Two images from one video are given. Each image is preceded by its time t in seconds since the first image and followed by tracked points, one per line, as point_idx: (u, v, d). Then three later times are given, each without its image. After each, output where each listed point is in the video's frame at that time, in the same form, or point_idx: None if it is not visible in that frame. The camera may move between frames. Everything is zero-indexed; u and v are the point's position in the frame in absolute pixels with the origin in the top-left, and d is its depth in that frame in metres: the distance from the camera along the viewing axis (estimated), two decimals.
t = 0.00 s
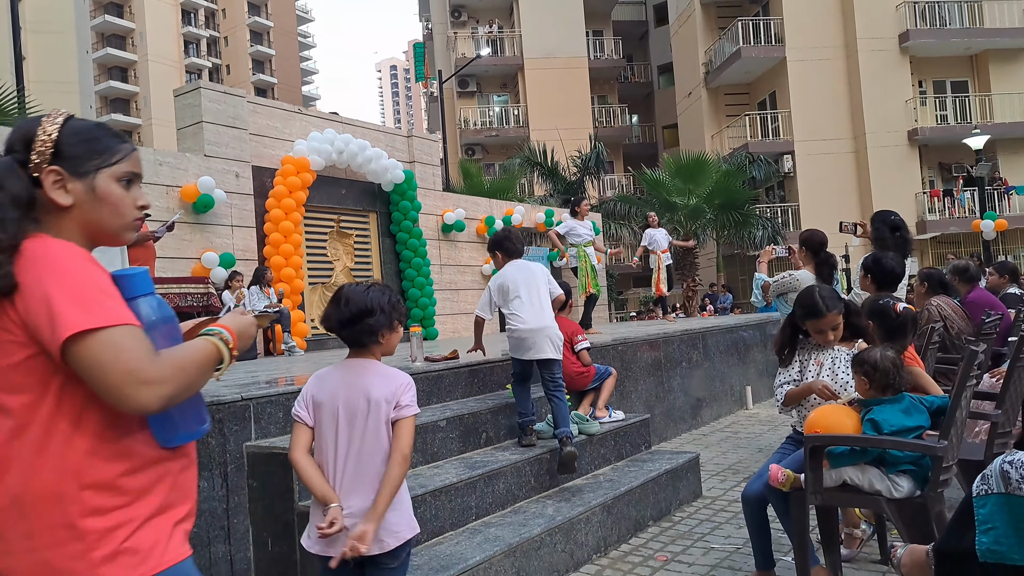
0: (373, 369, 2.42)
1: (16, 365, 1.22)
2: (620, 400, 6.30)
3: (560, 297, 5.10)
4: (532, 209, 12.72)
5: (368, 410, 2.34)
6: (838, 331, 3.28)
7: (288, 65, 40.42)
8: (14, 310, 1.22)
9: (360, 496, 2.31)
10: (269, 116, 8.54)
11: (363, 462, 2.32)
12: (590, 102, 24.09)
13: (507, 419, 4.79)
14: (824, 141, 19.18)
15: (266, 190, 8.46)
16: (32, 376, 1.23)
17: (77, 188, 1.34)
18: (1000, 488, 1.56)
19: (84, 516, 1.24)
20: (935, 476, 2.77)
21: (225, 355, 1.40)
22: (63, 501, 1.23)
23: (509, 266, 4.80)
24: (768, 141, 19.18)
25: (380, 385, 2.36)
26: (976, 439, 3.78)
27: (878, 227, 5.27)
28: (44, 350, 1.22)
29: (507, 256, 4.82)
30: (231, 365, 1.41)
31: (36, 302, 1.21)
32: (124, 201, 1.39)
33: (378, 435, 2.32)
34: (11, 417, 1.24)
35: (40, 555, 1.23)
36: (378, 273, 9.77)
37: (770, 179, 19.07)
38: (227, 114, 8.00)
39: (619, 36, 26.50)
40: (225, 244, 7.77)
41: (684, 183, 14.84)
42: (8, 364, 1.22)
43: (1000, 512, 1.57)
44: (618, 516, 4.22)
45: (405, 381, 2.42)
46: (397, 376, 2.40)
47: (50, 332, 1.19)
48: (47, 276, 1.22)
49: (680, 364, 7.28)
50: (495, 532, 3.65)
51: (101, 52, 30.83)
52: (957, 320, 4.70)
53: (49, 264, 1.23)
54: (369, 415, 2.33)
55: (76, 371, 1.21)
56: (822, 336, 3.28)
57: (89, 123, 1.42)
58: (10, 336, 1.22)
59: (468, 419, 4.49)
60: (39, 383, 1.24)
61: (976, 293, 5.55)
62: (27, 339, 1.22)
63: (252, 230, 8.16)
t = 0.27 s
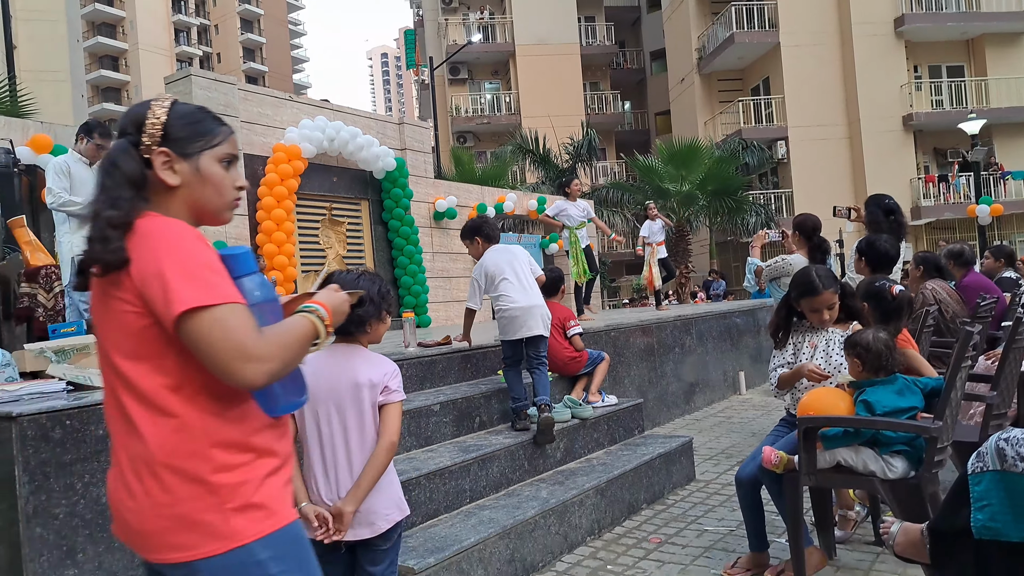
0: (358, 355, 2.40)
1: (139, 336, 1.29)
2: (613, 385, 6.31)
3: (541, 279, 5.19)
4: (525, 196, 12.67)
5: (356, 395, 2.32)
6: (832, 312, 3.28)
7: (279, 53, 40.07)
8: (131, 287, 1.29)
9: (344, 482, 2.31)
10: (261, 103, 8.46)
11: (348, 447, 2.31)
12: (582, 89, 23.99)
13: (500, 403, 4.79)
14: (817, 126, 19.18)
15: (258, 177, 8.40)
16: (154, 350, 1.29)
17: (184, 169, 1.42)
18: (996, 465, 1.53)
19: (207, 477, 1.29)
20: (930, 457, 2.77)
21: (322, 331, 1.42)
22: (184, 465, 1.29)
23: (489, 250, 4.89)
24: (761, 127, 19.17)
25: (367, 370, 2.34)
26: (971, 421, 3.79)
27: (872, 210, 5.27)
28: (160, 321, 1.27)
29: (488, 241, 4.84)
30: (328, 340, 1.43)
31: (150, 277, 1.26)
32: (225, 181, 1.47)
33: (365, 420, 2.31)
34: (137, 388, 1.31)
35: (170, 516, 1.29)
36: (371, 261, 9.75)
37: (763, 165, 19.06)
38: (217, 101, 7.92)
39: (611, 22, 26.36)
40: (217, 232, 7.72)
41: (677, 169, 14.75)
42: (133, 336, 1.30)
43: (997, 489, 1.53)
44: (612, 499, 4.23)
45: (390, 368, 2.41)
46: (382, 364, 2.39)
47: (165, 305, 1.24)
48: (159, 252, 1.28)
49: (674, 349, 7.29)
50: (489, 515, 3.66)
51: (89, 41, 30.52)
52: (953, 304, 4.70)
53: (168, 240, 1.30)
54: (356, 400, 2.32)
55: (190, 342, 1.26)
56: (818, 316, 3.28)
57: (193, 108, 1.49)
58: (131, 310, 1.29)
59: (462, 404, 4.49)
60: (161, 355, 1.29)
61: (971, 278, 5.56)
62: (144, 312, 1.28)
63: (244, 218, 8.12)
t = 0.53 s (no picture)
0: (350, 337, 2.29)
1: (308, 314, 1.33)
2: (623, 384, 6.29)
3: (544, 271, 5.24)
4: (538, 193, 12.65)
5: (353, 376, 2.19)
6: (846, 312, 3.24)
7: (297, 47, 40.25)
8: (302, 265, 1.32)
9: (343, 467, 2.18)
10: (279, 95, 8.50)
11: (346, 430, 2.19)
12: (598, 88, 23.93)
13: (509, 398, 4.78)
14: (835, 129, 19.03)
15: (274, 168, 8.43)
16: (322, 327, 1.33)
17: (339, 153, 1.46)
18: (1011, 470, 1.51)
19: (364, 450, 1.33)
20: (943, 463, 2.74)
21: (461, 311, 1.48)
22: (344, 438, 1.32)
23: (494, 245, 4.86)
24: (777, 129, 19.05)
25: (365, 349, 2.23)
26: (985, 429, 3.74)
27: (888, 214, 5.21)
28: (335, 298, 1.31)
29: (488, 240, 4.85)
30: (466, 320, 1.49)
31: (328, 255, 1.30)
32: (368, 167, 1.52)
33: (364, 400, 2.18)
34: (302, 363, 1.34)
35: (324, 487, 1.32)
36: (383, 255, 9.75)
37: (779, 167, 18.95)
38: (235, 92, 7.95)
39: (629, 21, 26.28)
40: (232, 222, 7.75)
41: (691, 169, 14.65)
42: (300, 314, 1.33)
43: (1012, 494, 1.51)
44: (620, 498, 4.21)
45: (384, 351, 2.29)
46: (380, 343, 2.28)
47: (348, 284, 1.28)
48: (333, 233, 1.32)
49: (685, 349, 7.26)
50: (495, 510, 3.65)
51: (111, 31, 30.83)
52: (969, 311, 4.64)
53: (339, 222, 1.34)
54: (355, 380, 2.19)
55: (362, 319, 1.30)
56: (832, 316, 3.25)
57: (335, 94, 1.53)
58: (303, 287, 1.33)
59: (471, 397, 4.49)
60: (328, 332, 1.34)
61: (987, 284, 5.49)
62: (318, 289, 1.32)
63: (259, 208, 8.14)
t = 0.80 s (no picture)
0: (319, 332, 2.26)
1: (433, 298, 1.33)
2: (624, 387, 6.28)
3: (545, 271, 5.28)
4: (541, 196, 12.65)
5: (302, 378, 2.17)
6: (847, 315, 3.23)
7: (303, 46, 40.30)
8: (437, 251, 1.33)
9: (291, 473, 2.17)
10: (283, 94, 8.52)
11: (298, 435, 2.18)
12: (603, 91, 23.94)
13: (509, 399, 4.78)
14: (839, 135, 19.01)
15: (278, 167, 8.44)
16: (447, 314, 1.35)
17: (452, 152, 1.51)
18: (1009, 475, 1.50)
19: (457, 437, 1.35)
20: (942, 468, 2.74)
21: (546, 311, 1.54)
22: (447, 426, 1.34)
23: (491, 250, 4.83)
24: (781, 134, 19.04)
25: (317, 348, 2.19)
26: (983, 435, 3.73)
27: (890, 220, 5.20)
28: (462, 286, 1.33)
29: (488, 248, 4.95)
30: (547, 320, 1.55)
31: (466, 244, 1.32)
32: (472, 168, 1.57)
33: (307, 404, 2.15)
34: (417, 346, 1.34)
35: (420, 473, 1.33)
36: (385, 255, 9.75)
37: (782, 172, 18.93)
38: (240, 91, 7.96)
39: (634, 26, 26.30)
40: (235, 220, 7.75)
41: (695, 173, 14.68)
42: (425, 299, 1.33)
43: (1009, 499, 1.50)
44: (619, 501, 4.20)
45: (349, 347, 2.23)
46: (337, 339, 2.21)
47: (482, 273, 1.31)
48: (467, 224, 1.35)
49: (686, 353, 7.26)
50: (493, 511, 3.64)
51: (117, 28, 30.88)
52: (969, 317, 4.62)
53: (476, 217, 1.37)
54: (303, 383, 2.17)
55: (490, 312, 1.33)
56: (833, 319, 3.24)
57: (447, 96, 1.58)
58: (432, 273, 1.33)
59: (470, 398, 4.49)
60: (447, 320, 1.35)
61: (987, 291, 5.47)
62: (447, 276, 1.34)
63: (263, 207, 8.15)
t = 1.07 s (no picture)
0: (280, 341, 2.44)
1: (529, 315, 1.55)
2: (624, 388, 6.29)
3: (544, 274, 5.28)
4: (541, 197, 12.65)
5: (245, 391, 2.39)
6: (845, 314, 3.23)
7: (303, 48, 40.31)
8: (530, 273, 1.55)
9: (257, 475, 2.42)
10: (283, 96, 8.52)
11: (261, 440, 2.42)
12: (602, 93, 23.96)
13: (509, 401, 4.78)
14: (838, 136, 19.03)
15: (278, 169, 8.44)
16: (537, 326, 1.56)
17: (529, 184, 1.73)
18: (1009, 477, 1.50)
19: (555, 435, 1.56)
20: (943, 470, 2.74)
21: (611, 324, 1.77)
22: (543, 425, 1.55)
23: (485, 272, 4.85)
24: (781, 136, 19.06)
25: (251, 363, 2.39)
26: (984, 436, 3.72)
27: (890, 221, 5.19)
28: (553, 303, 1.56)
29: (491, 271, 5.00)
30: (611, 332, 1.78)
31: (555, 267, 1.55)
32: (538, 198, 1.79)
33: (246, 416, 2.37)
34: (515, 355, 1.55)
35: (524, 468, 1.52)
36: (385, 257, 9.75)
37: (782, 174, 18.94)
38: (240, 92, 7.97)
39: (633, 27, 26.35)
40: (236, 222, 7.76)
41: (695, 174, 14.69)
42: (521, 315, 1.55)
43: (1010, 501, 1.50)
44: (619, 502, 4.20)
45: (289, 357, 2.37)
46: (268, 354, 2.37)
47: (570, 292, 1.53)
48: (555, 250, 1.57)
49: (686, 355, 7.26)
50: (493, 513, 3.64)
51: (118, 31, 30.93)
52: (969, 319, 4.62)
53: (560, 243, 1.59)
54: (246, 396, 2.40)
55: (578, 325, 1.56)
56: (832, 319, 3.23)
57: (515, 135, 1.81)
58: (526, 293, 1.55)
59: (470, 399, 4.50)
60: (539, 332, 1.57)
61: (988, 292, 5.47)
62: (539, 295, 1.56)
63: (262, 208, 8.15)
